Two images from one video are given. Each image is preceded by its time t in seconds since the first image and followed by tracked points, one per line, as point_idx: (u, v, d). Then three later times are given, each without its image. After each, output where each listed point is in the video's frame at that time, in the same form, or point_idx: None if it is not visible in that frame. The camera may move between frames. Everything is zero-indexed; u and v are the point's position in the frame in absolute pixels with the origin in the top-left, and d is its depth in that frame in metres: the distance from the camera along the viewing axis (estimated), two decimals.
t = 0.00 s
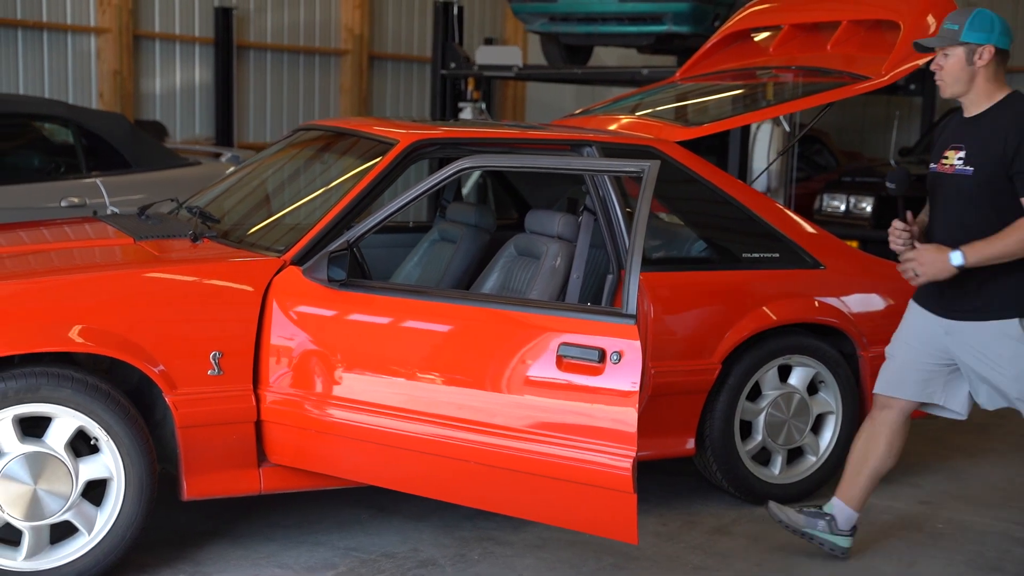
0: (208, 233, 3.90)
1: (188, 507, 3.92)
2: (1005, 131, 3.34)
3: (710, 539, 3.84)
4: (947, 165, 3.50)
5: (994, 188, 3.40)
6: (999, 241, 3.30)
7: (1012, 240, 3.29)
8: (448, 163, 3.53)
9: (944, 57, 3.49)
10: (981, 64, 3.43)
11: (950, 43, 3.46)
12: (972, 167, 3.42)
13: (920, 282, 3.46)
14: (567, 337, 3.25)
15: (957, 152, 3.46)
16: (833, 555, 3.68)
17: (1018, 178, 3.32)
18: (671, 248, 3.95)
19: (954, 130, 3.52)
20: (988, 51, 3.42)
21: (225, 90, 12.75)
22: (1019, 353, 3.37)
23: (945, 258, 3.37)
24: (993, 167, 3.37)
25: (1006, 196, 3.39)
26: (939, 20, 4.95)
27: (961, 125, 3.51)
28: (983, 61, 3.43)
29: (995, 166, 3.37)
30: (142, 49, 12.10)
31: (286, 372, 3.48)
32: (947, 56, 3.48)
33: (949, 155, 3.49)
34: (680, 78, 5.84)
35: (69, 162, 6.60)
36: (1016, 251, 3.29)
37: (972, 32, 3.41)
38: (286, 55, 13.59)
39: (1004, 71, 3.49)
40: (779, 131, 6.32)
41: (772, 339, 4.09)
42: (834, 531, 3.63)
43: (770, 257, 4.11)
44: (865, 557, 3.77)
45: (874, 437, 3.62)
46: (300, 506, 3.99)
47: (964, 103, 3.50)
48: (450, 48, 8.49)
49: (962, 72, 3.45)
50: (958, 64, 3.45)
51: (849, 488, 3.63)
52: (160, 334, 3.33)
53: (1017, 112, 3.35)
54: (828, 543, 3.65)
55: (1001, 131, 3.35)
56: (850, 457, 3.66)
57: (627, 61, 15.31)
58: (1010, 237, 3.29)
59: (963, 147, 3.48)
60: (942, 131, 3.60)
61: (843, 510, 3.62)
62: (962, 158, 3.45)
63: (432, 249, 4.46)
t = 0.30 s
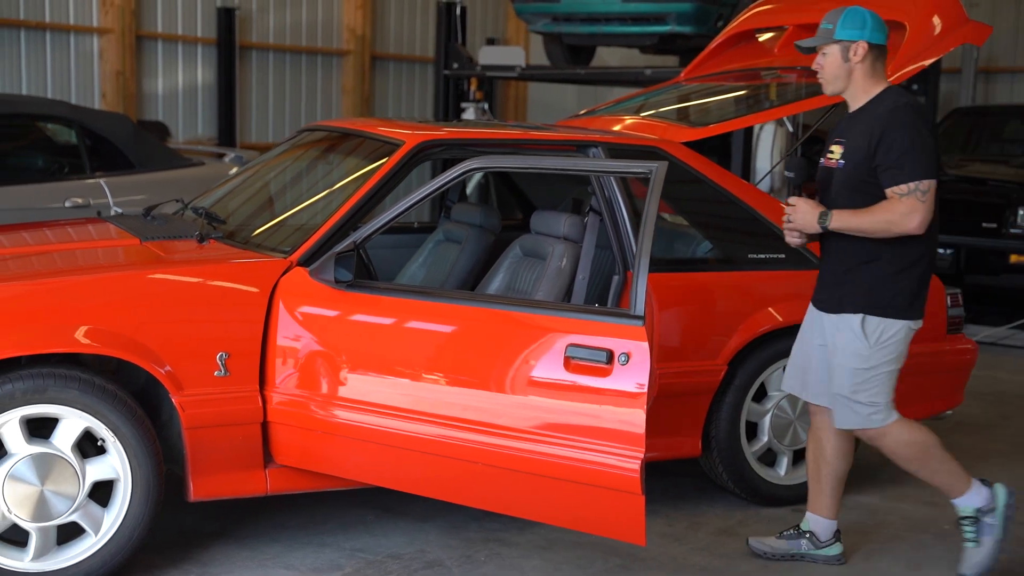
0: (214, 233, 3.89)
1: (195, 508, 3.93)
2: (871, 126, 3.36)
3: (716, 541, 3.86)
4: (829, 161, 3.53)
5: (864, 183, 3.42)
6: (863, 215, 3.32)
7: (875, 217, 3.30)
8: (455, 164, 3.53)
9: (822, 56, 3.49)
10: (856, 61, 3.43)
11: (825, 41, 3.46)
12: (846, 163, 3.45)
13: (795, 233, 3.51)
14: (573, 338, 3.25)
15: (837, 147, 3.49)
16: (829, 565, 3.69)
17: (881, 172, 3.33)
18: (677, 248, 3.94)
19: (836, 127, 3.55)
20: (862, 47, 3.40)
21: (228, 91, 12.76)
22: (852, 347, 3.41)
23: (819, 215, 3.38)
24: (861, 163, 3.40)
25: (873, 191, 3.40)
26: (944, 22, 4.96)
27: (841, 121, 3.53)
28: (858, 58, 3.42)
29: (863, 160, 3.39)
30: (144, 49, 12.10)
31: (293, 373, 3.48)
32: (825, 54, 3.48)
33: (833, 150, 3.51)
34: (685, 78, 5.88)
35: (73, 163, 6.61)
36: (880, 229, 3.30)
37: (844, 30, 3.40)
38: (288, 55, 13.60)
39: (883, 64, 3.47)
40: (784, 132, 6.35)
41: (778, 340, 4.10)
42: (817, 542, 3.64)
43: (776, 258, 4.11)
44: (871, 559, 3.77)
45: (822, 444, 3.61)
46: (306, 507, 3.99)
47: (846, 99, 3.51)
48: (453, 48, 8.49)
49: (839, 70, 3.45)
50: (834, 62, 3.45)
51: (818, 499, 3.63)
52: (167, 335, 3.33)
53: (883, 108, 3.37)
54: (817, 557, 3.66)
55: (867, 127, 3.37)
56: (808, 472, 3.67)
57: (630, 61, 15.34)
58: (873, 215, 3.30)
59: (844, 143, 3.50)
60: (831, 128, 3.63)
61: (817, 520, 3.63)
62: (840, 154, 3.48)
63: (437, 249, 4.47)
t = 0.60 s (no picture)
0: (229, 235, 3.89)
1: (211, 508, 3.94)
2: (775, 125, 3.32)
3: (734, 544, 3.88)
4: (739, 164, 3.45)
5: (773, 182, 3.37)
6: (776, 211, 3.27)
7: (787, 214, 3.26)
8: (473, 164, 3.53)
9: (722, 63, 3.44)
10: (755, 66, 3.38)
11: (722, 49, 3.41)
12: (755, 164, 3.39)
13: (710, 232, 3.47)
14: (591, 339, 3.25)
15: (745, 150, 3.41)
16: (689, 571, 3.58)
17: (791, 170, 3.29)
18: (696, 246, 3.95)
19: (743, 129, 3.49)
20: (758, 53, 3.36)
21: (239, 91, 12.77)
22: (751, 341, 3.38)
23: (733, 211, 3.31)
24: (768, 163, 3.35)
25: (783, 191, 3.36)
26: (961, 21, 5.04)
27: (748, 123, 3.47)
28: (756, 63, 3.37)
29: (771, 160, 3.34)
30: (156, 49, 12.12)
31: (309, 374, 3.48)
32: (725, 62, 3.43)
33: (741, 154, 3.43)
34: (701, 79, 5.93)
35: (86, 163, 6.64)
36: (792, 226, 3.26)
37: (738, 37, 3.36)
38: (299, 55, 13.62)
39: (782, 64, 3.43)
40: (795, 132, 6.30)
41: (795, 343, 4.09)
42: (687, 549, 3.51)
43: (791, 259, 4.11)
44: (888, 561, 3.77)
45: (810, 446, 3.59)
46: (322, 508, 4.00)
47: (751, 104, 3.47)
48: (464, 48, 8.47)
49: (739, 77, 3.41)
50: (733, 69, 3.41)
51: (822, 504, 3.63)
52: (184, 335, 3.33)
53: (786, 106, 3.32)
54: (835, 558, 3.66)
55: (771, 128, 3.32)
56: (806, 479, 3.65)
57: (640, 62, 15.37)
58: (786, 211, 3.26)
59: (752, 145, 3.43)
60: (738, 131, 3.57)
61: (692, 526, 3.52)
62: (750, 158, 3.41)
63: (450, 250, 4.46)
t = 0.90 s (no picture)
0: (278, 234, 3.91)
1: (260, 506, 3.99)
2: (710, 147, 3.42)
3: (784, 546, 3.87)
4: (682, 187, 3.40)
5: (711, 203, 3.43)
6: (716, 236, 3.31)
7: (729, 237, 3.30)
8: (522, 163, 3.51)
9: (650, 90, 3.54)
10: (682, 90, 3.48)
11: (648, 77, 3.51)
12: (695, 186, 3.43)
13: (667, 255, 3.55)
14: (641, 339, 3.21)
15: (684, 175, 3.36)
16: (728, 572, 3.58)
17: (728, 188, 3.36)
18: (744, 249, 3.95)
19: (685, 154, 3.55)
20: (684, 77, 3.46)
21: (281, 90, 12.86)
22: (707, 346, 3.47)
23: (678, 247, 3.28)
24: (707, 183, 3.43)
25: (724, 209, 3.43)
26: (1015, 20, 4.95)
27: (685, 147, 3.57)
28: (683, 87, 3.47)
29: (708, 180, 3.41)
30: (200, 50, 12.24)
31: (358, 373, 3.49)
32: (652, 88, 3.54)
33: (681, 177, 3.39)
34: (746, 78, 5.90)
35: (133, 162, 6.72)
36: (736, 246, 3.31)
37: (662, 64, 3.45)
38: (341, 55, 13.69)
39: (709, 82, 3.52)
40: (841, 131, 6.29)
41: (844, 343, 4.08)
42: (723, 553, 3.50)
43: (842, 259, 4.09)
44: (941, 565, 3.78)
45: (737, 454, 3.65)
46: (370, 506, 4.04)
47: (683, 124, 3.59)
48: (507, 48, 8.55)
49: (668, 102, 3.52)
50: (660, 95, 3.51)
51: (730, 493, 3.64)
52: (234, 334, 3.35)
53: (718, 125, 3.43)
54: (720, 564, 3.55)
55: (705, 148, 3.42)
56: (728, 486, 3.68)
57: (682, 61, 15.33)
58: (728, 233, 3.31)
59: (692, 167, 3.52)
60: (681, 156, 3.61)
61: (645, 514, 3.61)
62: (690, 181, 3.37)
63: (496, 250, 4.42)
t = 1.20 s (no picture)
0: (339, 232, 3.93)
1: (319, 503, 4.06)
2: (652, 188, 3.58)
3: (844, 548, 3.83)
4: (634, 232, 3.69)
5: (677, 231, 3.60)
6: (706, 257, 3.44)
7: (717, 252, 3.43)
8: (584, 162, 3.49)
9: (570, 146, 3.68)
10: (603, 144, 3.63)
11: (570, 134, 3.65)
12: (649, 226, 3.63)
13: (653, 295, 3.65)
14: (704, 338, 3.18)
15: (636, 218, 3.66)
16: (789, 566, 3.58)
17: (692, 212, 3.52)
18: (804, 248, 3.94)
19: (615, 205, 3.79)
20: (605, 132, 3.62)
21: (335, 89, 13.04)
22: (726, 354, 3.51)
23: (672, 285, 3.46)
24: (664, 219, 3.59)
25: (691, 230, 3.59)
26: None
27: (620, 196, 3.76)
28: (604, 142, 3.62)
29: (665, 215, 3.58)
30: (256, 49, 12.46)
31: (417, 371, 3.49)
32: (573, 145, 3.67)
33: (632, 223, 3.67)
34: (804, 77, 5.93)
35: (192, 162, 6.84)
36: (730, 255, 3.43)
37: (585, 120, 3.60)
38: (394, 55, 13.84)
39: (625, 134, 3.69)
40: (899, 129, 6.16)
41: (907, 344, 4.01)
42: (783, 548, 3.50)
43: (904, 259, 4.02)
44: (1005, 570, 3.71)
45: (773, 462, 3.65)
46: (428, 505, 4.09)
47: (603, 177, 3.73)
48: (560, 47, 8.70)
49: (589, 156, 3.65)
50: (581, 150, 3.65)
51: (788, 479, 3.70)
52: (294, 332, 3.37)
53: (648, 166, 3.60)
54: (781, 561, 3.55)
55: (644, 189, 3.59)
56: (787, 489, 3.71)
57: (734, 59, 15.29)
58: (714, 250, 3.43)
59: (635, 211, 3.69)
60: (603, 210, 3.85)
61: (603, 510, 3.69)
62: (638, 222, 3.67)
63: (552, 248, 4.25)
